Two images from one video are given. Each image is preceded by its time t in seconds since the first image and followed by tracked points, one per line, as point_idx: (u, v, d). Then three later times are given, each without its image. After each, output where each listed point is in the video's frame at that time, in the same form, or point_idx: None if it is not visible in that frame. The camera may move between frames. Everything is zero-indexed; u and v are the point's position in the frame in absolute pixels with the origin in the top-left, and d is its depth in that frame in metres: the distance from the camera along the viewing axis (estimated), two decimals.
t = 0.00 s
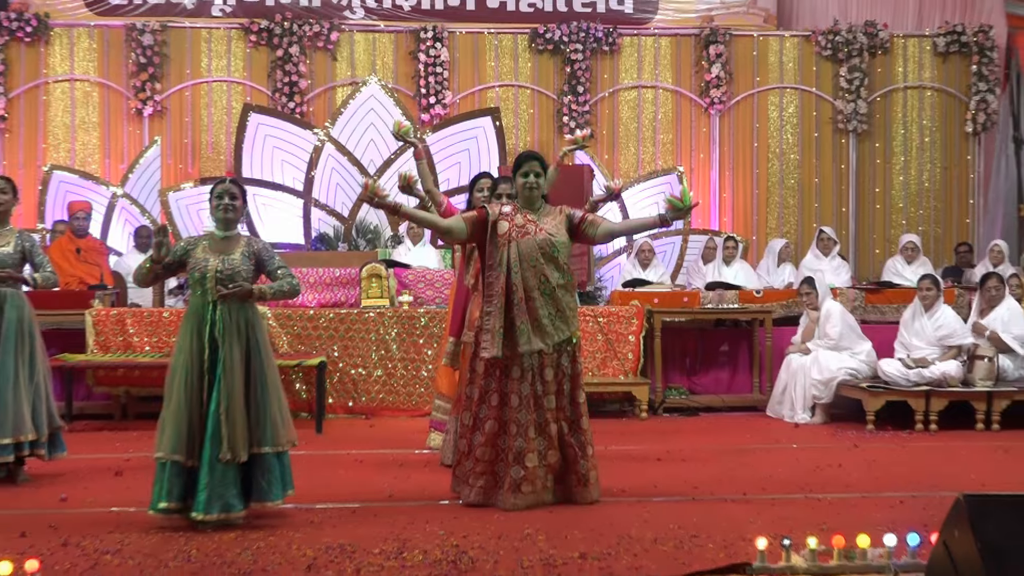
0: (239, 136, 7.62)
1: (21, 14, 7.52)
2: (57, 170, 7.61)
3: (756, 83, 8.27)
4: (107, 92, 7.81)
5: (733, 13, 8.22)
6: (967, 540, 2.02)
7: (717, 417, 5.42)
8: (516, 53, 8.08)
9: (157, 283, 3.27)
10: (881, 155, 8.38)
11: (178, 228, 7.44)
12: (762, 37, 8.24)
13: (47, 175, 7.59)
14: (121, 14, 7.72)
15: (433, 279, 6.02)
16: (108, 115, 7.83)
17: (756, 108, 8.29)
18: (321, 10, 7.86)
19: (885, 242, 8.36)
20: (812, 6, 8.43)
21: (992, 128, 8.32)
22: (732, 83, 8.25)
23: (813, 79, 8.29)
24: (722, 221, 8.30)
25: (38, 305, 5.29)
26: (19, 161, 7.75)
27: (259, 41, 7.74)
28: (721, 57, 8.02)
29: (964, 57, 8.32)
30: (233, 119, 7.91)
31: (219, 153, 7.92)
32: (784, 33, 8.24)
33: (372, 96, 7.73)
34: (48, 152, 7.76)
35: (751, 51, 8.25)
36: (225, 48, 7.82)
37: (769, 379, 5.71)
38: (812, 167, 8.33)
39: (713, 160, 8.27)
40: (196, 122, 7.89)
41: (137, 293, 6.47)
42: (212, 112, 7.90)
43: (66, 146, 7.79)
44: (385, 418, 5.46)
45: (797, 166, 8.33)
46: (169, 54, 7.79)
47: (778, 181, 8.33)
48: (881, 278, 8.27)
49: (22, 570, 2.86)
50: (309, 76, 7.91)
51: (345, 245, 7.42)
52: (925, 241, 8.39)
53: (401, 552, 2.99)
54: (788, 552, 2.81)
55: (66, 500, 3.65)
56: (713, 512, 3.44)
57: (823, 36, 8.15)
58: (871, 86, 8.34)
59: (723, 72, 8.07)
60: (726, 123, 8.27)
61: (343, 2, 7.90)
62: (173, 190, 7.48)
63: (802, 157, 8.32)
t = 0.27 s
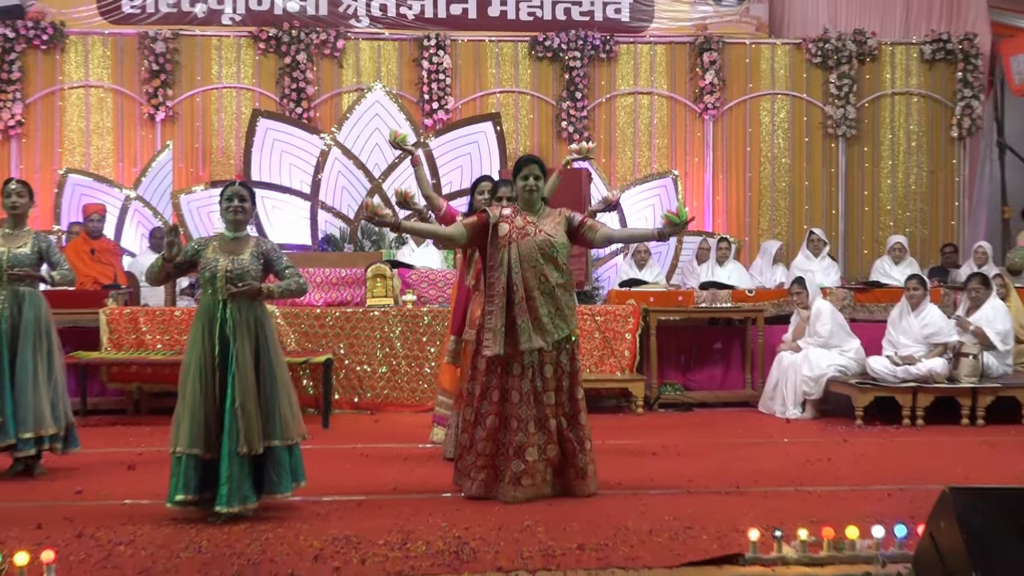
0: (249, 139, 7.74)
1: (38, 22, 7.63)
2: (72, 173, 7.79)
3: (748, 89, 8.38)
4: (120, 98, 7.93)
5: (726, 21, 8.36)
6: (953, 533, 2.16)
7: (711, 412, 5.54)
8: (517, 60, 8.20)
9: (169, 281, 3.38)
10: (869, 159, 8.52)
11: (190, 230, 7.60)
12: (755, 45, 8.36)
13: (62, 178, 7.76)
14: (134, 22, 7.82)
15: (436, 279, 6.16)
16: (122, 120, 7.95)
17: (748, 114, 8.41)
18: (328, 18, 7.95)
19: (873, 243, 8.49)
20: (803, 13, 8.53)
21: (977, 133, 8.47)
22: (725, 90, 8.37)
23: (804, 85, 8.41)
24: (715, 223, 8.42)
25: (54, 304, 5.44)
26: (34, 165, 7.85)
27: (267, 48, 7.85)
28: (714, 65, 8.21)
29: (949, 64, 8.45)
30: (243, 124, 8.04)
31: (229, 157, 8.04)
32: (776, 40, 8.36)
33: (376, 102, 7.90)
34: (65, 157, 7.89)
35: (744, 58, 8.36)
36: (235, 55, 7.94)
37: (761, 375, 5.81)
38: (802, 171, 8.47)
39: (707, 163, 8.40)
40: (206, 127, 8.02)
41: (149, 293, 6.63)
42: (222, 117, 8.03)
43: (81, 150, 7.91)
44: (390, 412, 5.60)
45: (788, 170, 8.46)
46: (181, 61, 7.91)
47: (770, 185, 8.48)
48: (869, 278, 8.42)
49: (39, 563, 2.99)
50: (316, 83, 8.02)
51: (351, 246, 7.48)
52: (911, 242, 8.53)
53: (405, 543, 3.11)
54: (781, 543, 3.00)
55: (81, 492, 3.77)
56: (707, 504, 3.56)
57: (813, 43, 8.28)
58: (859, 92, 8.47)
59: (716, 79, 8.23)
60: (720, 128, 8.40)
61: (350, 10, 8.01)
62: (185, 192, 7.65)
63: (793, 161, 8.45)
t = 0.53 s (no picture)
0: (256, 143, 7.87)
1: (55, 30, 7.82)
2: (87, 176, 7.90)
3: (739, 95, 8.55)
4: (134, 103, 8.14)
5: (717, 29, 8.49)
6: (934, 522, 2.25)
7: (703, 406, 5.70)
8: (516, 66, 8.38)
9: (180, 279, 3.50)
10: (856, 162, 8.67)
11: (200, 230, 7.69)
12: (745, 53, 8.52)
13: (77, 181, 7.87)
14: (147, 30, 8.03)
15: (438, 277, 6.33)
16: (136, 125, 8.16)
17: (739, 119, 8.57)
18: (333, 26, 8.17)
19: (859, 243, 8.67)
20: (790, 19, 8.69)
21: (959, 136, 8.66)
22: (716, 96, 8.53)
23: (792, 91, 8.56)
24: (707, 223, 8.59)
25: (72, 302, 5.61)
26: (51, 168, 8.09)
27: (276, 56, 8.07)
28: (706, 72, 8.34)
29: (931, 70, 8.64)
30: (252, 128, 8.22)
31: (238, 160, 8.23)
32: (766, 48, 8.52)
33: (380, 108, 8.03)
34: (80, 160, 8.10)
35: (734, 65, 8.52)
36: (244, 62, 8.14)
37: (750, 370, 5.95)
38: (791, 174, 8.61)
39: (699, 166, 8.57)
40: (216, 131, 8.21)
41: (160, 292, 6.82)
42: (232, 122, 8.22)
43: (96, 153, 8.12)
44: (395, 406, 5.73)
45: (777, 173, 8.61)
46: (192, 68, 8.11)
47: (759, 187, 8.62)
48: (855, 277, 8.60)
49: (56, 550, 3.14)
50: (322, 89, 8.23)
51: (356, 246, 7.66)
52: (895, 242, 8.70)
53: (408, 532, 3.26)
54: (770, 532, 3.13)
55: (96, 483, 3.92)
56: (698, 495, 3.71)
57: (801, 51, 8.44)
58: (846, 98, 8.61)
59: (709, 85, 8.37)
60: (712, 132, 8.57)
61: (354, 18, 8.21)
62: (196, 194, 7.73)
63: (782, 164, 8.61)
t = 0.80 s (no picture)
0: (267, 147, 8.04)
1: (71, 38, 8.03)
2: (103, 179, 8.08)
3: (729, 101, 8.73)
4: (147, 109, 8.31)
5: (709, 37, 8.69)
6: (917, 510, 2.49)
7: (695, 400, 5.86)
8: (515, 73, 8.56)
9: (191, 277, 3.67)
10: (841, 166, 8.87)
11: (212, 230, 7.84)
12: (735, 60, 8.70)
13: (93, 184, 8.04)
14: (161, 38, 8.26)
15: (440, 276, 6.48)
16: (149, 130, 8.33)
17: (729, 124, 8.75)
18: (339, 34, 8.37)
19: (845, 244, 8.86)
20: (779, 28, 8.91)
21: (941, 141, 8.85)
22: (708, 102, 8.72)
23: (781, 97, 8.74)
24: (698, 224, 8.77)
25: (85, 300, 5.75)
26: (67, 171, 8.27)
27: (284, 63, 8.25)
28: (698, 79, 8.55)
29: (915, 78, 8.82)
30: (261, 133, 8.39)
31: (248, 164, 8.41)
32: (755, 56, 8.70)
33: (384, 113, 8.19)
34: (95, 163, 8.29)
35: (725, 72, 8.71)
36: (253, 69, 8.32)
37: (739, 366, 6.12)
38: (779, 177, 8.80)
39: (691, 170, 8.75)
40: (227, 136, 8.40)
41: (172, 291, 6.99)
42: (242, 127, 8.39)
43: (111, 157, 8.31)
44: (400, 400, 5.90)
45: (766, 176, 8.79)
46: (203, 74, 8.31)
47: (749, 190, 8.80)
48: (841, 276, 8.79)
49: (72, 540, 3.27)
50: (329, 95, 8.40)
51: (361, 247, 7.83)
52: (879, 243, 8.90)
53: (411, 521, 3.41)
54: (759, 522, 3.26)
55: (111, 474, 4.08)
56: (691, 486, 3.85)
57: (790, 59, 8.63)
58: (833, 104, 8.81)
59: (700, 91, 8.57)
60: (704, 137, 8.75)
61: (359, 27, 8.41)
62: (207, 196, 7.90)
63: (771, 167, 8.78)
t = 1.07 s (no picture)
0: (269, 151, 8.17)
1: (82, 45, 8.15)
2: (113, 181, 8.28)
3: (718, 107, 8.89)
4: (156, 114, 8.44)
5: (699, 45, 8.82)
6: (901, 504, 2.53)
7: (685, 396, 6.01)
8: (511, 79, 8.70)
9: (196, 276, 3.79)
10: (827, 169, 9.02)
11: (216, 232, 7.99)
12: (724, 67, 8.84)
13: (103, 186, 8.26)
14: (168, 46, 8.36)
15: (438, 276, 6.62)
16: (157, 135, 8.46)
17: (718, 129, 8.92)
18: (341, 42, 8.51)
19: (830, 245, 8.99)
20: (767, 36, 9.05)
21: (924, 146, 9.01)
22: (698, 107, 8.88)
23: (768, 103, 8.92)
24: (689, 225, 8.93)
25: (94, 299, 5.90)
26: (78, 175, 8.41)
27: (287, 70, 8.39)
28: (688, 85, 8.69)
29: (899, 84, 8.99)
30: (266, 138, 8.53)
31: (253, 167, 8.55)
32: (744, 63, 8.85)
33: (385, 118, 8.33)
34: (105, 167, 8.40)
35: (715, 79, 8.86)
36: (258, 76, 8.45)
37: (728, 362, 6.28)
38: (767, 180, 8.96)
39: (682, 173, 8.91)
40: (233, 141, 8.54)
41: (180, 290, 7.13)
42: (247, 132, 8.53)
43: (120, 161, 8.42)
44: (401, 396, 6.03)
45: (755, 179, 8.94)
46: (210, 81, 8.43)
47: (738, 192, 8.96)
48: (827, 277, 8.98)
49: (83, 532, 3.39)
50: (331, 100, 8.55)
51: (363, 248, 8.01)
52: (863, 244, 9.08)
53: (411, 514, 3.54)
54: (747, 514, 3.37)
55: (120, 468, 4.21)
56: (682, 479, 3.99)
57: (777, 65, 8.80)
58: (818, 110, 8.99)
59: (691, 97, 8.73)
60: (694, 141, 8.91)
61: (361, 35, 8.55)
62: (213, 199, 8.04)
63: (759, 171, 8.94)
